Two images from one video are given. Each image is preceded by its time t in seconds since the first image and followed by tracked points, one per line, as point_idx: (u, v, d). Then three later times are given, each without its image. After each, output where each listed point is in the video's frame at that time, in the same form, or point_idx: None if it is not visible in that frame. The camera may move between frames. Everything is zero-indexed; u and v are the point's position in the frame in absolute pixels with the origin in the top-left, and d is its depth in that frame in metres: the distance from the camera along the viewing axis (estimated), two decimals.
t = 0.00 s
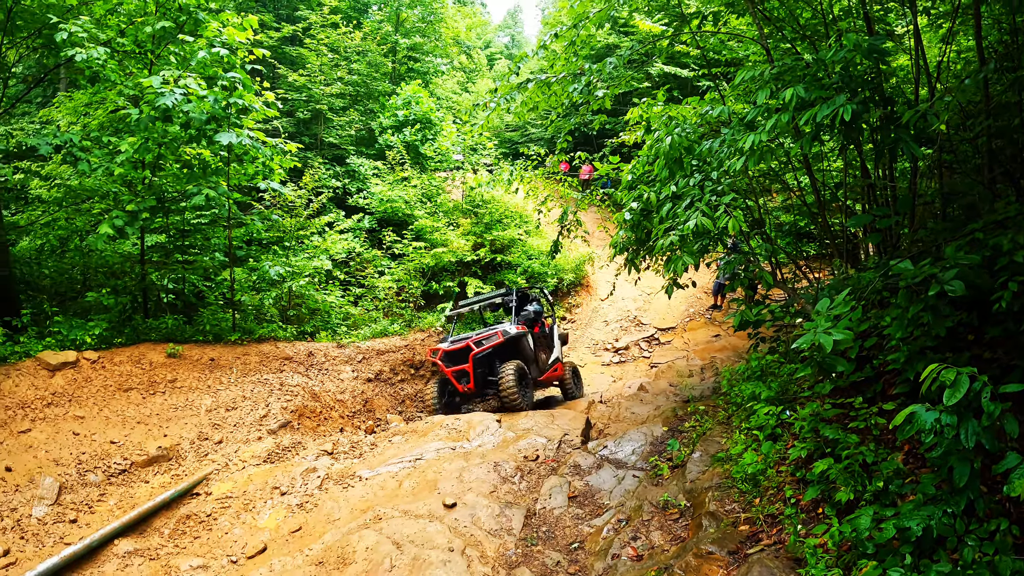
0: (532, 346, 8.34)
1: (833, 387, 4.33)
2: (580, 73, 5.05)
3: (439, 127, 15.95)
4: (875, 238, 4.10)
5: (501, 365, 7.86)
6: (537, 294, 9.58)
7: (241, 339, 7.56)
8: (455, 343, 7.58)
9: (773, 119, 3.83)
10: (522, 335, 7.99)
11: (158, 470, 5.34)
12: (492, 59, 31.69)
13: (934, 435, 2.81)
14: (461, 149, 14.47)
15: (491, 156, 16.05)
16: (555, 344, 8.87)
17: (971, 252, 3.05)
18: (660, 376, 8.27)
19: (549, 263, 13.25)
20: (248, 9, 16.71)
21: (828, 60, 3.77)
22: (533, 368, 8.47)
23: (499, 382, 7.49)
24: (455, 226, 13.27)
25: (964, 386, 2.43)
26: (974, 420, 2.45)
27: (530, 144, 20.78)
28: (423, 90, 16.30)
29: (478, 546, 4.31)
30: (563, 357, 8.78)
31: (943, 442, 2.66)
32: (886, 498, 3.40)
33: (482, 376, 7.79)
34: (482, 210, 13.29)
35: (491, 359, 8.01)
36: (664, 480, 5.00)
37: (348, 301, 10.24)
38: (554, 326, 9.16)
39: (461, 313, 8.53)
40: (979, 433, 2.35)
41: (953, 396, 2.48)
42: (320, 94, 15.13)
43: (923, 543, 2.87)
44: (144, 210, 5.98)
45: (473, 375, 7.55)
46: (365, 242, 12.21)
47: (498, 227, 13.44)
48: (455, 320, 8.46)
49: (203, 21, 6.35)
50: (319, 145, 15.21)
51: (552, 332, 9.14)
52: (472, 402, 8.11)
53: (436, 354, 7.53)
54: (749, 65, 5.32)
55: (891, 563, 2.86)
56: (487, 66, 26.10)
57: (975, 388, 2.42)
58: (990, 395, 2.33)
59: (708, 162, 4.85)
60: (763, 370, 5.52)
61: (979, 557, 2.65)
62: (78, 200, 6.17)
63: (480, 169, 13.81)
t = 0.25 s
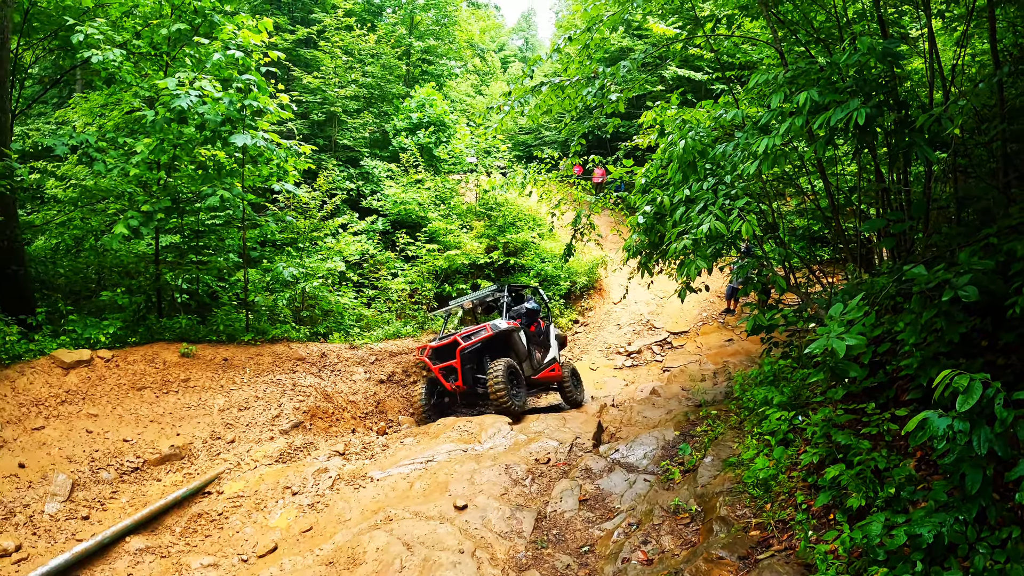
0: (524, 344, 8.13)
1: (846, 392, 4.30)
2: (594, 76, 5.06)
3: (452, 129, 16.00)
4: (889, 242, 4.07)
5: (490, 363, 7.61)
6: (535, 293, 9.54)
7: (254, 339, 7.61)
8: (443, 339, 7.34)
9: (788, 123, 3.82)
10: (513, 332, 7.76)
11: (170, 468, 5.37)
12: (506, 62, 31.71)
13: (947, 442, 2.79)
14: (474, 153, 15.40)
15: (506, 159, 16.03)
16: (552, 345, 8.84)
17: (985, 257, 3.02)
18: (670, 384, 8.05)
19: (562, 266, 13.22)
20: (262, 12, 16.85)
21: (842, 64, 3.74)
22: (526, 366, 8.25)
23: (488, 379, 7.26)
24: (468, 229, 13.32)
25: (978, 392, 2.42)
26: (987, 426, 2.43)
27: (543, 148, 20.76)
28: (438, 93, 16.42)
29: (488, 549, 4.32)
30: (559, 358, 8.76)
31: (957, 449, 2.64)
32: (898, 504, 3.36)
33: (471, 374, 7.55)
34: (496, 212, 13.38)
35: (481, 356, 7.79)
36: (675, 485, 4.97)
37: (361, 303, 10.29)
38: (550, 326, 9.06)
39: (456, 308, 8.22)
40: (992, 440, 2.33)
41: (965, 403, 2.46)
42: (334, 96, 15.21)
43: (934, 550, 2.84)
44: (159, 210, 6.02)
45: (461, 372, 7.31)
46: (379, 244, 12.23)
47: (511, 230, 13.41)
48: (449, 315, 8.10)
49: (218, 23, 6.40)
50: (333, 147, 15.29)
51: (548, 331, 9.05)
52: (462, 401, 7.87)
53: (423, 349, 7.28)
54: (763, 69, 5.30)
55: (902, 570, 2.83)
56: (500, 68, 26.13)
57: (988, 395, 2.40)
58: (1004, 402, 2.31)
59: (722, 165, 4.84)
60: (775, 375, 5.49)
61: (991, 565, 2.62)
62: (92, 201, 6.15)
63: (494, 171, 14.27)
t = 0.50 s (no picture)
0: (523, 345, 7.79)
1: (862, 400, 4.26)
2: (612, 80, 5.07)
3: (471, 132, 16.05)
4: (907, 248, 4.02)
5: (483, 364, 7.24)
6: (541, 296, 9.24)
7: (271, 339, 7.67)
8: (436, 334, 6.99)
9: (806, 128, 3.79)
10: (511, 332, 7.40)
11: (186, 466, 5.41)
12: (524, 66, 31.70)
13: (964, 451, 2.73)
14: (492, 155, 15.27)
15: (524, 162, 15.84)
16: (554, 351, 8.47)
17: (1005, 264, 2.97)
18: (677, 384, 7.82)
19: (580, 269, 12.73)
20: (283, 15, 17.06)
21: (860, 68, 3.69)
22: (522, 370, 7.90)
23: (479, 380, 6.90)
24: (485, 232, 13.39)
25: (995, 400, 2.37)
26: (1004, 436, 2.37)
27: (562, 151, 20.70)
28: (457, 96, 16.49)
29: (501, 551, 4.31)
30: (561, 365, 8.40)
31: (974, 459, 2.59)
32: (913, 514, 3.31)
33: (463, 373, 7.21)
34: (514, 215, 13.39)
35: (475, 356, 7.44)
36: (690, 491, 4.93)
37: (378, 304, 10.35)
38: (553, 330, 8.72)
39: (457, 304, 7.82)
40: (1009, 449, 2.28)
41: (982, 411, 2.42)
42: (353, 99, 15.34)
43: (949, 561, 2.79)
44: (178, 211, 6.08)
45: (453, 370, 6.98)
46: (396, 247, 12.27)
47: (529, 233, 13.29)
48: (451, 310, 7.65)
49: (237, 26, 6.50)
50: (352, 149, 15.42)
51: (550, 336, 8.71)
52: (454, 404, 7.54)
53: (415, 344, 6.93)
54: (782, 73, 5.31)
55: None
56: (519, 72, 26.11)
57: (1006, 403, 2.36)
58: (1022, 410, 2.27)
59: (740, 171, 4.83)
60: (791, 383, 5.46)
61: None
62: (112, 200, 6.27)
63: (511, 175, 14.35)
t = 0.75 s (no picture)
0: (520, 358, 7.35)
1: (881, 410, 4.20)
2: (634, 85, 5.10)
3: (493, 136, 16.05)
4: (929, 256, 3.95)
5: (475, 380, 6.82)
6: (549, 298, 8.71)
7: (292, 340, 7.73)
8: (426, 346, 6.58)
9: (828, 134, 3.75)
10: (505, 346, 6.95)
11: (206, 464, 5.46)
12: (547, 70, 31.55)
13: (984, 463, 2.68)
14: (514, 160, 14.15)
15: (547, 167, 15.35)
16: (556, 360, 8.01)
17: None
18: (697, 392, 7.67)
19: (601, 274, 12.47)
20: (307, 19, 17.23)
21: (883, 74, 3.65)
22: (518, 385, 7.45)
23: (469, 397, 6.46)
24: (507, 236, 12.92)
25: (1016, 411, 2.34)
26: None
27: (584, 156, 20.52)
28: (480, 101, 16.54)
29: (517, 555, 4.31)
30: (564, 376, 7.96)
31: (994, 471, 2.54)
32: (931, 525, 3.26)
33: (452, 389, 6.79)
34: (534, 220, 12.91)
35: (467, 370, 7.01)
36: (707, 498, 4.89)
37: (400, 307, 10.40)
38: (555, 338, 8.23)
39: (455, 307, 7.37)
40: None
41: (1002, 422, 2.39)
42: (376, 102, 15.41)
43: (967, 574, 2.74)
44: (201, 211, 6.16)
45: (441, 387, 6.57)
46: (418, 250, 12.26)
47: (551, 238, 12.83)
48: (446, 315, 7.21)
49: (262, 29, 6.55)
50: (375, 152, 15.46)
51: (552, 344, 8.24)
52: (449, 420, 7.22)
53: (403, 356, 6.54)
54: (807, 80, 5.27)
55: None
56: (540, 76, 25.99)
57: None
58: None
59: (762, 177, 4.80)
60: (812, 391, 5.41)
61: None
62: (136, 200, 6.41)
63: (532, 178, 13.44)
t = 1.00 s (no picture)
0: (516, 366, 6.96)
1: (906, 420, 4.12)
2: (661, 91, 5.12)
3: (518, 141, 16.15)
4: (957, 265, 3.89)
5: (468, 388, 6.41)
6: (551, 301, 8.44)
7: (316, 342, 7.84)
8: (416, 351, 6.17)
9: (855, 141, 3.71)
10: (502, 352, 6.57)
11: (229, 462, 5.53)
12: (573, 76, 31.21)
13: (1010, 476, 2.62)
14: (542, 165, 13.89)
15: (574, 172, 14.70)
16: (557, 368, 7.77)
17: None
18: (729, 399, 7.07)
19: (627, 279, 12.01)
20: (333, 23, 17.35)
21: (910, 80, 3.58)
22: (515, 394, 7.07)
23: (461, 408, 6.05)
24: (533, 241, 12.52)
25: None
26: None
27: (610, 161, 20.08)
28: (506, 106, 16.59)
29: (538, 560, 4.30)
30: (564, 384, 7.73)
31: (1019, 485, 2.48)
32: (955, 538, 3.19)
33: (444, 398, 6.39)
34: (561, 225, 12.37)
35: (460, 378, 6.61)
36: (730, 507, 4.84)
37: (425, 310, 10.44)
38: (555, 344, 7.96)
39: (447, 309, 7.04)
40: None
41: None
42: (403, 106, 15.31)
43: None
44: (229, 213, 6.24)
45: (431, 396, 6.17)
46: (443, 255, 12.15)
47: (577, 244, 12.37)
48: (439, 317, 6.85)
49: (289, 34, 6.56)
50: (400, 156, 15.30)
51: (553, 351, 7.98)
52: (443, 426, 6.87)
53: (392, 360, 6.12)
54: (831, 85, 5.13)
55: None
56: (566, 82, 25.79)
57: None
58: None
59: (789, 183, 4.76)
60: (837, 401, 5.37)
61: None
62: (164, 201, 6.59)
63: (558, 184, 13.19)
